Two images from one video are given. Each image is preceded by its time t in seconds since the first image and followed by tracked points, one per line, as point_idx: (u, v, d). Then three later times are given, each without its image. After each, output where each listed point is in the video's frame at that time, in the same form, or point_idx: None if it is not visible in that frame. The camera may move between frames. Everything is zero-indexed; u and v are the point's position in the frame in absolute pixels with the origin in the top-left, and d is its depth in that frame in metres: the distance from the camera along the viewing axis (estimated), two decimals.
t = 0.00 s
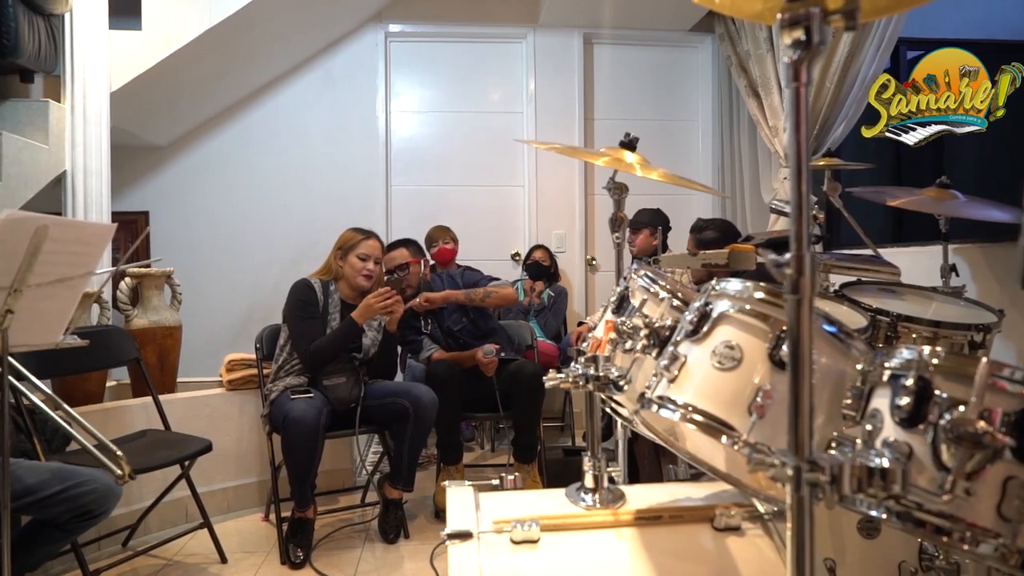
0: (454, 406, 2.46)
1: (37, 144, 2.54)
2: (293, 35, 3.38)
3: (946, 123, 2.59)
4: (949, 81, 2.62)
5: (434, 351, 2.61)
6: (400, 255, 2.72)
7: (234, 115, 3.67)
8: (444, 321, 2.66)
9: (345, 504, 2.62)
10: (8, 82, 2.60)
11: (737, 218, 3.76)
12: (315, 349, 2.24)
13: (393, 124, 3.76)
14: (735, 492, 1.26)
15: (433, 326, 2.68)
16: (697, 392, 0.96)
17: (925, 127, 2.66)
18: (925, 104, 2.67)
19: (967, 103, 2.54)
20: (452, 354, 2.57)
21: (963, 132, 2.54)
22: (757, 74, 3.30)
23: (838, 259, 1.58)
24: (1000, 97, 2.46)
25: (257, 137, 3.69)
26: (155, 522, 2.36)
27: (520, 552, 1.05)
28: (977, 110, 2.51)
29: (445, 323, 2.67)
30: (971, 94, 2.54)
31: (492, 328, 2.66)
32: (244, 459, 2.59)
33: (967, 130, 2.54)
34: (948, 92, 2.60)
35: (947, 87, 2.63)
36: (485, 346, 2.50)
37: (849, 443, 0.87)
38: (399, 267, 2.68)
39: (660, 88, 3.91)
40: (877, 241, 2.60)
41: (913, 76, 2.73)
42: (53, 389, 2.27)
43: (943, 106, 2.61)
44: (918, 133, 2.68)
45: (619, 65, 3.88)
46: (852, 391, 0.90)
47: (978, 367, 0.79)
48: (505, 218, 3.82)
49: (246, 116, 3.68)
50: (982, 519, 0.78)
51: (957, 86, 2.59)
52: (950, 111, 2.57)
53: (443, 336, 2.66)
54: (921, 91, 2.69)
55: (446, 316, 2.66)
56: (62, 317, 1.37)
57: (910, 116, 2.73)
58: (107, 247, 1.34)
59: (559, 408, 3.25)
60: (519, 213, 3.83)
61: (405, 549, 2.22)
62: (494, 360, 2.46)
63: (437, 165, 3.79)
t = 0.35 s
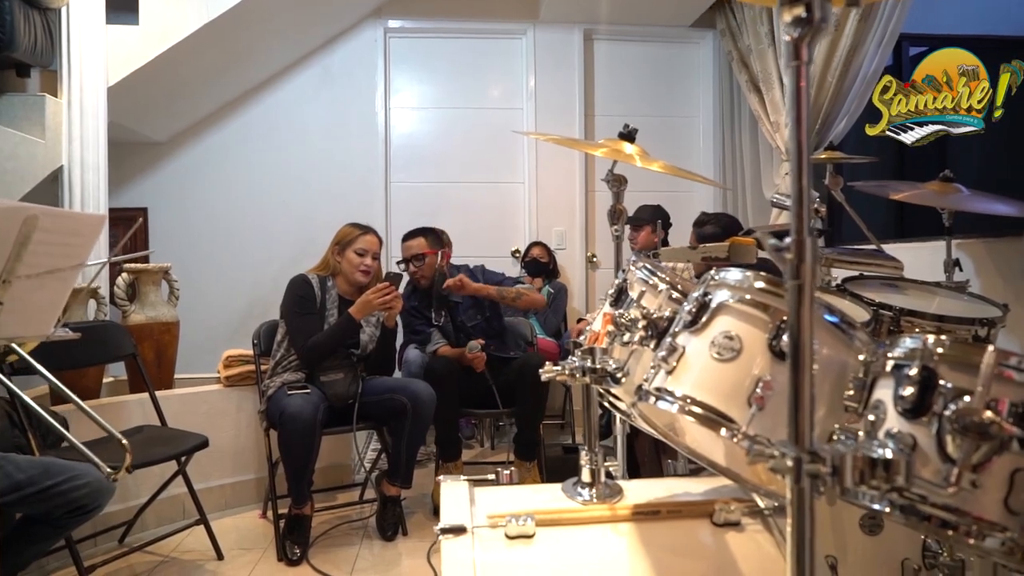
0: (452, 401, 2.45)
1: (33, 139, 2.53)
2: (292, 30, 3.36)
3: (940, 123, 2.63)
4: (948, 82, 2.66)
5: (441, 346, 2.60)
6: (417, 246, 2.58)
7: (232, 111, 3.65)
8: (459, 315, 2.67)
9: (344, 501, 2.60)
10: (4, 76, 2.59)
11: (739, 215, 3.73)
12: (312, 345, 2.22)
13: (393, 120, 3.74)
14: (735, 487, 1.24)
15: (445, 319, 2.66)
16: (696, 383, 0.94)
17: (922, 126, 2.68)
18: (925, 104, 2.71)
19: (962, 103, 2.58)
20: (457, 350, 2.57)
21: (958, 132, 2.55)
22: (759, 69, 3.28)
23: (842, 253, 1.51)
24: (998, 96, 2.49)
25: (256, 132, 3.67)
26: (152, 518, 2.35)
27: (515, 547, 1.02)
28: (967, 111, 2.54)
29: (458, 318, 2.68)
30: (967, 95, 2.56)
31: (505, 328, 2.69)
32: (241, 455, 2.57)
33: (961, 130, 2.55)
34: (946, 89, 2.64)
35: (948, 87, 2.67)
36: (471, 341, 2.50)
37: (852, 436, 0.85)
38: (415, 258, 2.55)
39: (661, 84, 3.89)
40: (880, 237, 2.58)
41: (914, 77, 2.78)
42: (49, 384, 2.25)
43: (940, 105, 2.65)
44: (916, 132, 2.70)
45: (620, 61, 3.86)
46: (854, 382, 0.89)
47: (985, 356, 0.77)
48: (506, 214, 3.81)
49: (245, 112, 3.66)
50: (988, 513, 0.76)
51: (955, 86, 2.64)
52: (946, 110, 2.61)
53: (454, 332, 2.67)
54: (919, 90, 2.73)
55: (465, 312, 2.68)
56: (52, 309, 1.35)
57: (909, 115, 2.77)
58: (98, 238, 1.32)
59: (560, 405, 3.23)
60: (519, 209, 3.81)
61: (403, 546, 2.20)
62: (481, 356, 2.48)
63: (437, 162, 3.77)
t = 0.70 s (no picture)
0: (487, 400, 2.46)
1: (84, 142, 2.62)
2: (331, 32, 3.41)
3: (934, 124, 2.36)
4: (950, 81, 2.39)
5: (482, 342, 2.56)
6: (490, 234, 2.60)
7: (273, 114, 3.73)
8: (517, 312, 2.64)
9: (382, 497, 2.63)
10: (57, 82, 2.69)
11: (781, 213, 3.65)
12: (350, 343, 2.25)
13: (430, 121, 3.77)
14: (773, 490, 1.22)
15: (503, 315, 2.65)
16: (730, 382, 0.92)
17: (919, 126, 2.42)
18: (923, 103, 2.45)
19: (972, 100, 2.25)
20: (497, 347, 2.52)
21: (955, 133, 2.26)
22: (801, 64, 3.21)
23: (886, 250, 1.45)
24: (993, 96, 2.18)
25: (297, 134, 3.74)
26: (196, 511, 2.41)
27: (547, 546, 1.02)
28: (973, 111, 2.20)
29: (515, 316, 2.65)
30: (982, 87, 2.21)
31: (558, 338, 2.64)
32: (282, 451, 2.62)
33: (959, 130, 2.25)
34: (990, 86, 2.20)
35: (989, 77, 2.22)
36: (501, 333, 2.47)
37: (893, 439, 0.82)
38: (485, 246, 2.57)
39: (701, 81, 3.84)
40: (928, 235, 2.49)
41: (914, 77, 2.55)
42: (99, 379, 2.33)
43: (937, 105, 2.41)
44: (914, 133, 2.46)
45: (658, 59, 3.82)
46: (897, 383, 0.86)
47: None
48: (542, 214, 3.80)
49: (285, 114, 3.73)
50: None
51: (953, 85, 2.37)
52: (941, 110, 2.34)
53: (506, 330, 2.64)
54: (919, 90, 2.48)
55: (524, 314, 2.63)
56: (98, 306, 1.40)
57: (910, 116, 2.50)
58: (141, 237, 1.37)
59: (597, 405, 3.21)
60: (556, 208, 3.80)
61: (438, 543, 2.21)
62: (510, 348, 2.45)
63: (473, 161, 3.78)
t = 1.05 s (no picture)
0: (515, 399, 2.48)
1: (124, 146, 2.70)
2: (362, 36, 3.46)
3: (933, 123, 2.31)
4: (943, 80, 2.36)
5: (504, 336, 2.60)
6: (556, 229, 2.66)
7: (306, 117, 3.79)
8: (559, 313, 2.70)
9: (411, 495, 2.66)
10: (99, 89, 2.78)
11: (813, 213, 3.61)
12: (380, 344, 2.29)
13: (459, 123, 3.81)
14: (802, 493, 1.22)
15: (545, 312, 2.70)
16: (758, 386, 0.93)
17: (920, 125, 2.34)
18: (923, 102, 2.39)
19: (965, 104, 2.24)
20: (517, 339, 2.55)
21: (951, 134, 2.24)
22: (834, 63, 3.17)
23: (919, 252, 1.44)
24: (991, 96, 2.18)
25: (328, 137, 3.80)
26: (231, 507, 2.47)
27: (575, 546, 1.04)
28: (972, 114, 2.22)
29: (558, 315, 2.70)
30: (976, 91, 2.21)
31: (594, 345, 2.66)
32: (314, 449, 2.67)
33: (954, 132, 2.23)
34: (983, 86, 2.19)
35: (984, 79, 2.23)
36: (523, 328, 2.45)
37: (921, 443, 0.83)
38: (551, 238, 2.61)
39: (731, 80, 3.81)
40: (964, 237, 2.45)
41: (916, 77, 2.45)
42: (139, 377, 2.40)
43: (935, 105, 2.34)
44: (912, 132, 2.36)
45: (688, 59, 3.80)
46: (925, 388, 0.88)
47: None
48: (571, 215, 3.81)
49: (318, 117, 3.79)
50: None
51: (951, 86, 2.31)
52: (939, 110, 2.29)
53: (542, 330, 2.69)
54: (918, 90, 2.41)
55: (568, 317, 2.69)
56: (141, 307, 1.45)
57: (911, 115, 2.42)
58: (183, 239, 1.42)
59: (625, 406, 3.21)
60: (585, 209, 3.81)
61: (467, 542, 2.24)
62: (530, 343, 2.41)
63: (501, 163, 3.81)
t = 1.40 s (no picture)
0: (538, 400, 2.50)
1: (152, 148, 2.75)
2: (383, 38, 3.50)
3: (930, 126, 1.01)
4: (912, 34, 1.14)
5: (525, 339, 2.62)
6: (575, 232, 2.66)
7: (328, 118, 3.83)
8: (579, 314, 2.72)
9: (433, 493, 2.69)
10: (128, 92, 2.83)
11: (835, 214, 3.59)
12: (404, 343, 2.32)
13: (479, 124, 3.83)
14: (828, 492, 1.22)
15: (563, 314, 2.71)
16: (786, 385, 0.94)
17: (916, 128, 0.99)
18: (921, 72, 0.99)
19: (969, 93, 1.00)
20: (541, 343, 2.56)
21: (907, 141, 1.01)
22: (856, 63, 3.15)
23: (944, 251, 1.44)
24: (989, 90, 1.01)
25: (350, 139, 3.84)
26: (256, 503, 2.51)
27: (603, 542, 1.05)
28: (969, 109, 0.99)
29: (576, 316, 2.72)
30: (972, 83, 1.01)
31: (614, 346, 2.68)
32: (338, 447, 2.71)
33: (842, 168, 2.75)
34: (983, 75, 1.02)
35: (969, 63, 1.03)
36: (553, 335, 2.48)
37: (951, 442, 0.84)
38: (573, 242, 2.61)
39: (752, 80, 3.80)
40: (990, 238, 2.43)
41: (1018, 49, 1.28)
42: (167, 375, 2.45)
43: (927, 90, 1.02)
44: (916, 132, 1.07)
45: (708, 59, 3.80)
46: (955, 388, 0.89)
47: None
48: (591, 216, 3.82)
49: (340, 119, 3.83)
50: None
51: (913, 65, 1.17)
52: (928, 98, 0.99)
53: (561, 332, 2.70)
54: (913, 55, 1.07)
55: (587, 318, 2.69)
56: (174, 306, 1.48)
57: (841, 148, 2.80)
58: (215, 239, 1.45)
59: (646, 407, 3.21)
60: (605, 209, 3.81)
61: (489, 540, 2.26)
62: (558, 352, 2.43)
63: (522, 164, 3.83)
